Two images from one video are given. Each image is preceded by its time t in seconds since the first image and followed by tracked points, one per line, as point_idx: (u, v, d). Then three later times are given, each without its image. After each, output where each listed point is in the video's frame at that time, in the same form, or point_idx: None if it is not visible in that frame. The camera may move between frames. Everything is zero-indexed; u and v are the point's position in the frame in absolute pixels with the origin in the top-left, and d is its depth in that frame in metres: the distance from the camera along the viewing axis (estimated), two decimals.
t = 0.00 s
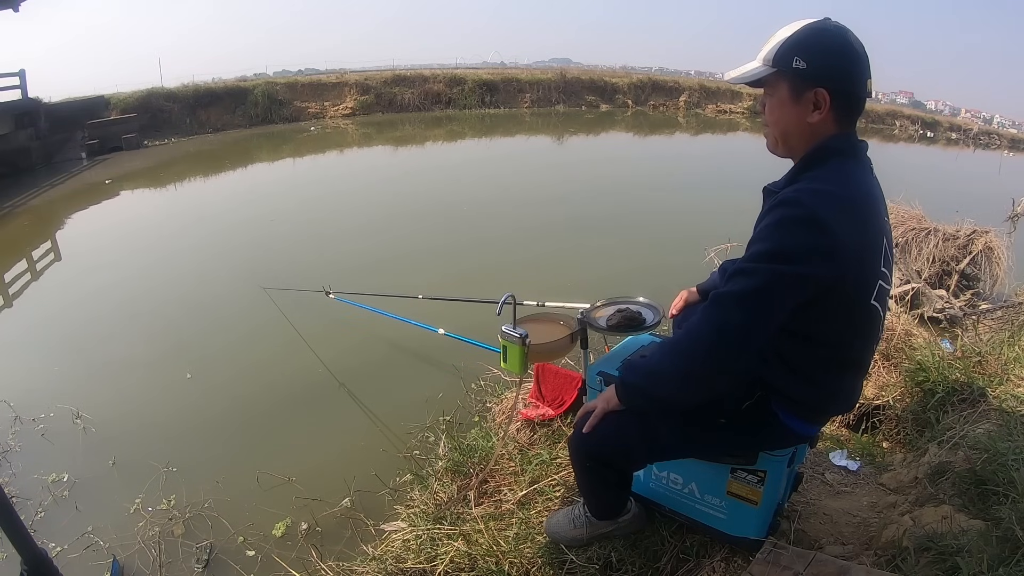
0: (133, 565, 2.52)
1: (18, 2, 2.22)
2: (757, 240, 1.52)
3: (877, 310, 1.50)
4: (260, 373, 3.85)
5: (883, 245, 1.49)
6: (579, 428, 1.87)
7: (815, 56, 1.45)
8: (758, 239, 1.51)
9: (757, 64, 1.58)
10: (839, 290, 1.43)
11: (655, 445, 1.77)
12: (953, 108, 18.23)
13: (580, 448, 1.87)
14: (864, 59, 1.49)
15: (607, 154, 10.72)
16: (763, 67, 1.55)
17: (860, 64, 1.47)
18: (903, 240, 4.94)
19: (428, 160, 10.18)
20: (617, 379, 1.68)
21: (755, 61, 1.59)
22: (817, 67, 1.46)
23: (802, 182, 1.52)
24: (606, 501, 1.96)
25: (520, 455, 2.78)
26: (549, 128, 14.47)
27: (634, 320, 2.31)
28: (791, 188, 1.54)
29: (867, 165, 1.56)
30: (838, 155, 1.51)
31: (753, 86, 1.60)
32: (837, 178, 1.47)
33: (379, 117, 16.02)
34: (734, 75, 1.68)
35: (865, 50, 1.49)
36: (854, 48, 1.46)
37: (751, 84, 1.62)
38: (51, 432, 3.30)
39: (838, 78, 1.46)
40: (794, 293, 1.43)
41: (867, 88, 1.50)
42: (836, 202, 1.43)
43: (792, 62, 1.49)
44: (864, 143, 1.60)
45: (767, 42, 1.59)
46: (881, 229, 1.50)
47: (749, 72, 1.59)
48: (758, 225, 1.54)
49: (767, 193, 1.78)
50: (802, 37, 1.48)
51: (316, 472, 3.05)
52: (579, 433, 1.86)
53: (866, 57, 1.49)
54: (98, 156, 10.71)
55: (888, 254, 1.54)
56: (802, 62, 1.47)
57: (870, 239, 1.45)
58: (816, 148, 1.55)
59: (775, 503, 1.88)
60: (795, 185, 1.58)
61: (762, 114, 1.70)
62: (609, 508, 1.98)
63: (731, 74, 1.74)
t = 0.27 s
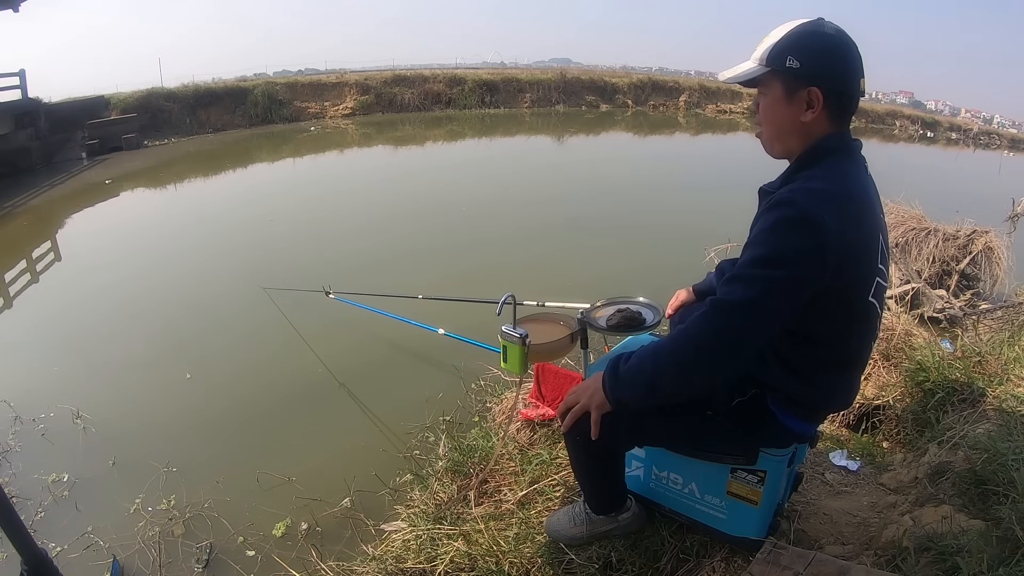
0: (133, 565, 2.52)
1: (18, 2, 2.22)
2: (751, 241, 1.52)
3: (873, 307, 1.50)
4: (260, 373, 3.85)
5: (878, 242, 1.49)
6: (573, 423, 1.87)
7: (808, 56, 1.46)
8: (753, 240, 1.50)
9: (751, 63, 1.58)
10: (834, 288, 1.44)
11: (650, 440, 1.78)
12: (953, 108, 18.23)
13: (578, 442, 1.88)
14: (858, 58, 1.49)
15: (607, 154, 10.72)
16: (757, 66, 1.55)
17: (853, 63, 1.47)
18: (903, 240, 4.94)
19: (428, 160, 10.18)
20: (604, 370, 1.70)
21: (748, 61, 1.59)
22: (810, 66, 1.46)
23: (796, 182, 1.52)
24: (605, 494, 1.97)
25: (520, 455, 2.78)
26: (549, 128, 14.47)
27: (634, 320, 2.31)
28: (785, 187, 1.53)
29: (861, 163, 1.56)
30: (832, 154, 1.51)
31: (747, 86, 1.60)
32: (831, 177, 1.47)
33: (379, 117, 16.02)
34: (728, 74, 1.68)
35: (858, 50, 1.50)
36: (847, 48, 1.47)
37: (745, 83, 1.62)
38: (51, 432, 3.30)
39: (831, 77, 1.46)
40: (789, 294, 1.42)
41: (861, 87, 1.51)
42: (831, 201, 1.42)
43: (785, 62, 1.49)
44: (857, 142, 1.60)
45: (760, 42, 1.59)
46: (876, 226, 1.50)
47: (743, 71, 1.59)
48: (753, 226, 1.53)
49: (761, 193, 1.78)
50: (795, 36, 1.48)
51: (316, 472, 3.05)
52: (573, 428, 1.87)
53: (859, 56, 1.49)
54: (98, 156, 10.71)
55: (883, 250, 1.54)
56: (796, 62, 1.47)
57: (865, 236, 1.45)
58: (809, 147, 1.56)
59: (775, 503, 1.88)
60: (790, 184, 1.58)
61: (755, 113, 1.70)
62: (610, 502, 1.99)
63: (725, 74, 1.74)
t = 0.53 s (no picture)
0: (133, 565, 2.52)
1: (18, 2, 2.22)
2: (749, 241, 1.51)
3: (870, 302, 1.51)
4: (260, 373, 3.85)
5: (873, 238, 1.50)
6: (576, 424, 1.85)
7: (800, 55, 1.46)
8: (751, 239, 1.50)
9: (744, 63, 1.58)
10: (832, 286, 1.45)
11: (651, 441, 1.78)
12: (953, 108, 18.23)
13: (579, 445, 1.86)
14: (850, 58, 1.49)
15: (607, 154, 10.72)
16: (750, 66, 1.55)
17: (845, 62, 1.47)
18: (903, 240, 4.94)
19: (428, 159, 10.18)
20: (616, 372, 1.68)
21: (741, 61, 1.60)
22: (802, 65, 1.46)
23: (791, 179, 1.51)
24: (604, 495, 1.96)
25: (520, 455, 2.78)
26: (549, 128, 14.47)
27: (634, 319, 2.31)
28: (780, 185, 1.53)
29: (853, 159, 1.56)
30: (825, 152, 1.52)
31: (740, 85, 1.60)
32: (826, 174, 1.47)
33: (379, 117, 16.02)
34: (722, 74, 1.68)
35: (850, 49, 1.50)
36: (840, 47, 1.47)
37: (738, 83, 1.62)
38: (51, 432, 3.30)
39: (823, 76, 1.46)
40: (789, 294, 1.42)
41: (853, 86, 1.51)
42: (827, 199, 1.42)
43: (777, 61, 1.49)
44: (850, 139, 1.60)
45: (753, 42, 1.59)
46: (871, 222, 1.50)
47: (736, 71, 1.59)
48: (750, 225, 1.53)
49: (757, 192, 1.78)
50: (787, 36, 1.48)
51: (317, 472, 3.05)
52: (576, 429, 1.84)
53: (851, 55, 1.49)
54: (98, 155, 10.72)
55: (878, 245, 1.54)
56: (787, 61, 1.47)
57: (861, 233, 1.46)
58: (802, 146, 1.56)
59: (775, 503, 1.88)
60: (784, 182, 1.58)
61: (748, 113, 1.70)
62: (608, 503, 1.99)
63: (720, 74, 1.74)
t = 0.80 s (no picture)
0: (133, 565, 2.52)
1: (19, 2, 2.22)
2: (750, 243, 1.50)
3: (869, 300, 1.51)
4: (260, 373, 3.85)
5: (871, 236, 1.50)
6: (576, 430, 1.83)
7: (797, 54, 1.46)
8: (751, 242, 1.49)
9: (741, 64, 1.58)
10: (832, 285, 1.45)
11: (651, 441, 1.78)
12: (953, 109, 18.24)
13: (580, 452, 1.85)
14: (846, 58, 1.49)
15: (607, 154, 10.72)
16: (746, 66, 1.56)
17: (841, 62, 1.47)
18: (903, 240, 4.94)
19: (428, 159, 10.18)
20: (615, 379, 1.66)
21: (738, 61, 1.60)
22: (798, 65, 1.46)
23: (789, 180, 1.51)
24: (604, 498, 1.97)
25: (520, 455, 2.78)
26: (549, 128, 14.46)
27: (634, 319, 2.31)
28: (778, 186, 1.53)
29: (850, 158, 1.57)
30: (822, 152, 1.52)
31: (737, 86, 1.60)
32: (824, 174, 1.47)
33: (379, 117, 16.03)
34: (719, 75, 1.69)
35: (846, 49, 1.50)
36: (836, 47, 1.47)
37: (735, 83, 1.62)
38: (51, 432, 3.30)
39: (820, 76, 1.46)
40: (792, 295, 1.41)
41: (850, 86, 1.51)
42: (826, 198, 1.42)
43: (774, 61, 1.49)
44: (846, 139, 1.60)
45: (750, 42, 1.59)
46: (868, 220, 1.51)
47: (733, 72, 1.60)
48: (750, 227, 1.52)
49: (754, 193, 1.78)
50: (784, 36, 1.48)
51: (317, 472, 3.05)
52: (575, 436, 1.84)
53: (847, 56, 1.49)
54: (98, 155, 10.72)
55: (876, 243, 1.55)
56: (784, 60, 1.47)
57: (860, 232, 1.46)
58: (799, 146, 1.56)
59: (775, 502, 1.88)
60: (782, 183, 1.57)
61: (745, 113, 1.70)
62: (608, 506, 1.99)
63: (716, 74, 1.75)
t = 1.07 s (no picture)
0: (133, 565, 2.52)
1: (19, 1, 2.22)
2: (749, 244, 1.50)
3: (869, 300, 1.51)
4: (260, 372, 3.86)
5: (870, 236, 1.50)
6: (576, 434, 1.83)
7: (796, 55, 1.46)
8: (750, 243, 1.49)
9: (740, 64, 1.58)
10: (831, 285, 1.45)
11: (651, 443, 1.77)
12: (953, 109, 18.24)
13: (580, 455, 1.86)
14: (846, 58, 1.49)
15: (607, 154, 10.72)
16: (746, 66, 1.56)
17: (841, 63, 1.47)
18: (902, 240, 4.94)
19: (428, 159, 10.18)
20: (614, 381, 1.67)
21: (738, 62, 1.60)
22: (797, 66, 1.46)
23: (788, 181, 1.51)
24: (605, 499, 1.97)
25: (520, 455, 2.78)
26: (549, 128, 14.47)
27: (634, 319, 2.31)
28: (777, 187, 1.53)
29: (849, 158, 1.57)
30: (821, 152, 1.52)
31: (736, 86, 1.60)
32: (822, 174, 1.47)
33: (379, 117, 16.03)
34: (717, 75, 1.69)
35: (846, 50, 1.50)
36: (835, 47, 1.47)
37: (734, 83, 1.62)
38: (51, 432, 3.30)
39: (819, 76, 1.46)
40: (791, 295, 1.41)
41: (849, 87, 1.51)
42: (824, 199, 1.42)
43: (773, 61, 1.49)
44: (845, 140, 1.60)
45: (750, 42, 1.59)
46: (866, 220, 1.51)
47: (732, 72, 1.60)
48: (749, 229, 1.51)
49: (752, 194, 1.78)
50: (783, 36, 1.48)
51: (316, 472, 3.05)
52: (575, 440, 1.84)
53: (846, 56, 1.49)
54: (98, 155, 10.72)
55: (875, 242, 1.55)
56: (783, 61, 1.47)
57: (859, 232, 1.46)
58: (798, 147, 1.56)
59: (775, 503, 1.88)
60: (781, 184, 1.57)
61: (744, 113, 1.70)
62: (609, 508, 1.99)
63: (715, 74, 1.75)
